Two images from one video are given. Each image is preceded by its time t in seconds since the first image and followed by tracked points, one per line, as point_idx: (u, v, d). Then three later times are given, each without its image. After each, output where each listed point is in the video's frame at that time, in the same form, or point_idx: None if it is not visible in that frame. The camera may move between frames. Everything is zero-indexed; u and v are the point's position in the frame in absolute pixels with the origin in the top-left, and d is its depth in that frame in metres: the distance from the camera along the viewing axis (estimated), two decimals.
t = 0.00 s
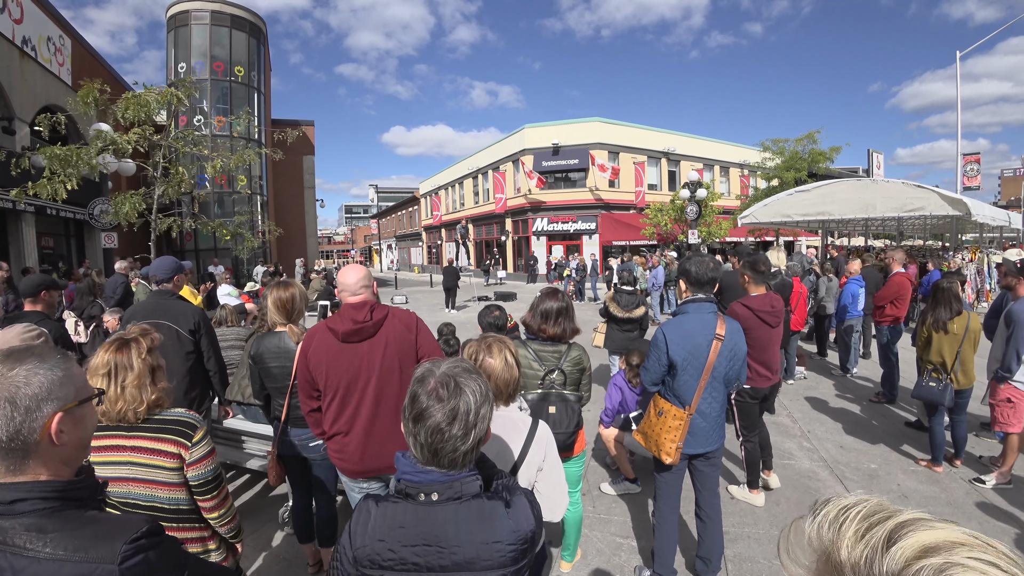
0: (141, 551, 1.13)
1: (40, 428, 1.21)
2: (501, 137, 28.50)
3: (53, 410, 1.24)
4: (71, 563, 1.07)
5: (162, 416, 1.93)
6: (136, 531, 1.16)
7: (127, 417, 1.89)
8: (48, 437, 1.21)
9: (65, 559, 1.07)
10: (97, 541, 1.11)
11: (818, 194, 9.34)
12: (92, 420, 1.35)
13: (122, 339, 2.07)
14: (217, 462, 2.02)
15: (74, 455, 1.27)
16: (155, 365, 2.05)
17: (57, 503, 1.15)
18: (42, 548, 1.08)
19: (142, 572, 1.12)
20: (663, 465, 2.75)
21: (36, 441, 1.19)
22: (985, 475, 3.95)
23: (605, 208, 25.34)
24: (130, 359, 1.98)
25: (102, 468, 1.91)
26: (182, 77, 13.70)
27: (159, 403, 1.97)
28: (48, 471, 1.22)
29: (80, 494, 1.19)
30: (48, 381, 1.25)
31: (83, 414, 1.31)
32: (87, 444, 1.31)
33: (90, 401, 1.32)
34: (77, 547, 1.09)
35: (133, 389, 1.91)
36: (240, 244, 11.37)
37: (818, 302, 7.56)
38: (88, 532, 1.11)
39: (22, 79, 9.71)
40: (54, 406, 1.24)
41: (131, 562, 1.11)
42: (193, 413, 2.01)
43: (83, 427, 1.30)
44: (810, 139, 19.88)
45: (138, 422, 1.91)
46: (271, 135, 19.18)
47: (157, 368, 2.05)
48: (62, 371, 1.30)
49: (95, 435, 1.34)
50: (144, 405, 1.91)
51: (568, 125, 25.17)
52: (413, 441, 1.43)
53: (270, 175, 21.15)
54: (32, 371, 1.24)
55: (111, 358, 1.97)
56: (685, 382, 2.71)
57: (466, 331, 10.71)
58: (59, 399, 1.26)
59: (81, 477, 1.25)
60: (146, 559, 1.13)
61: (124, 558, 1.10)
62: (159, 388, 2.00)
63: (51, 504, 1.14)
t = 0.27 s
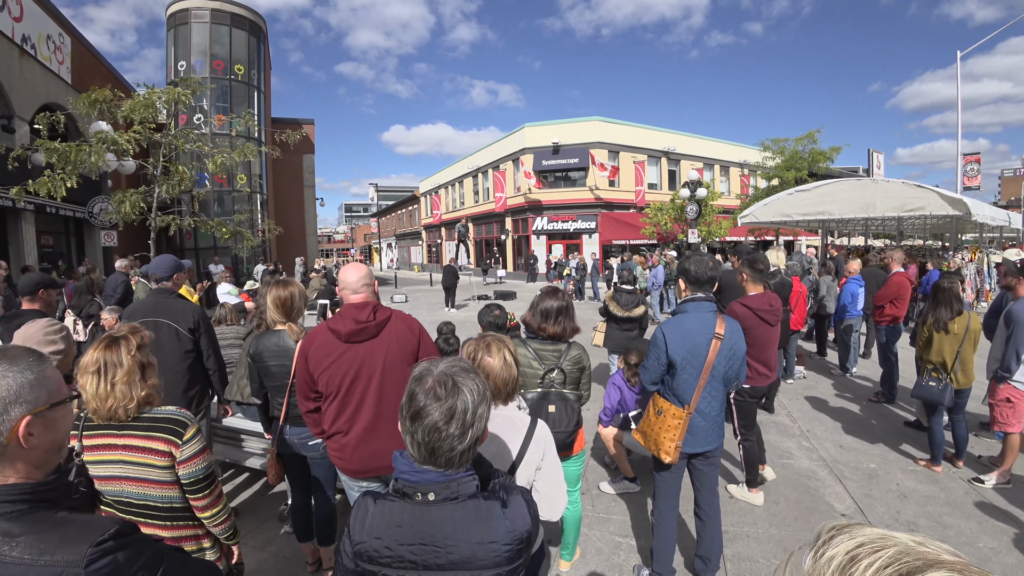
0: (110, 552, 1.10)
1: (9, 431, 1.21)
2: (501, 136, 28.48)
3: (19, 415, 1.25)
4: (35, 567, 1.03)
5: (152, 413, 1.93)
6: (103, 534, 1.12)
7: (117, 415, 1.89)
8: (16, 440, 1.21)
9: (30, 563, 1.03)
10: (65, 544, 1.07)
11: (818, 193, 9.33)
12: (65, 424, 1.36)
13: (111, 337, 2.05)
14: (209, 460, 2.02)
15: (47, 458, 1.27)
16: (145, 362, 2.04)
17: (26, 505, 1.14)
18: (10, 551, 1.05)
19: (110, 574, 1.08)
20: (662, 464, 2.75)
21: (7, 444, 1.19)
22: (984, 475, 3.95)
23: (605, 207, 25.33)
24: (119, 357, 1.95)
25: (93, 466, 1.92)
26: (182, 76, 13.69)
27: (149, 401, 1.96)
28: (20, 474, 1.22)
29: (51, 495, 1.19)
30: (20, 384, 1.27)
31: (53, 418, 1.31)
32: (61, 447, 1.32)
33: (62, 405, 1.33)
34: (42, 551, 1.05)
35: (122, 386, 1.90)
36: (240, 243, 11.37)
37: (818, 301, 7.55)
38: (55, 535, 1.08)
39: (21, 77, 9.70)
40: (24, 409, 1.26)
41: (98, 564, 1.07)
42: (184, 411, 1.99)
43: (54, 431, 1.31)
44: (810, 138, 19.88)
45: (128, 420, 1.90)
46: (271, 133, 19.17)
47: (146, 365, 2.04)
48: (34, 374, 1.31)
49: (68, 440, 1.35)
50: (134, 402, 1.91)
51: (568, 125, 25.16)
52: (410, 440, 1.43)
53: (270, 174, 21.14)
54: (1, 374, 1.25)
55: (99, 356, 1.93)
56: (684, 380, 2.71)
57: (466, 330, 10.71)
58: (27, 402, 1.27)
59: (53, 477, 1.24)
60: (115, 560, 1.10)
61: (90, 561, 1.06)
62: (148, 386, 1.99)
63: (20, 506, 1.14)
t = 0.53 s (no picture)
0: (88, 546, 1.09)
1: None
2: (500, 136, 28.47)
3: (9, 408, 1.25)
4: (12, 556, 1.03)
5: (146, 412, 1.92)
6: (82, 527, 1.11)
7: (112, 415, 1.89)
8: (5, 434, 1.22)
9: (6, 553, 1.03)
10: (42, 536, 1.07)
11: (816, 192, 9.34)
12: (58, 421, 1.36)
13: (102, 337, 2.03)
14: (204, 460, 2.01)
15: (37, 452, 1.28)
16: (139, 362, 2.03)
17: (12, 497, 1.14)
18: None
19: (83, 569, 1.07)
20: (660, 463, 2.75)
21: None
22: (982, 474, 3.96)
23: (604, 206, 25.33)
24: (111, 357, 1.94)
25: (90, 468, 1.92)
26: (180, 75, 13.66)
27: (144, 401, 1.96)
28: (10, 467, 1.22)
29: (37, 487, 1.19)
30: (12, 378, 1.28)
31: (43, 414, 1.32)
32: (52, 443, 1.31)
33: (54, 402, 1.34)
34: (20, 541, 1.05)
35: (116, 386, 1.90)
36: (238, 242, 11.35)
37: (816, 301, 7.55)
38: (35, 527, 1.08)
39: (18, 76, 9.67)
40: (13, 404, 1.26)
41: (75, 557, 1.06)
42: (179, 410, 1.99)
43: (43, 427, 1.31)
44: (809, 138, 19.90)
45: (122, 420, 1.90)
46: (270, 132, 19.14)
47: (140, 364, 2.04)
48: (27, 370, 1.32)
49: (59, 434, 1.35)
50: (128, 402, 1.91)
51: (567, 124, 25.14)
52: (407, 441, 1.42)
53: (268, 173, 21.11)
54: None
55: (91, 358, 1.92)
56: (683, 379, 2.71)
57: (464, 329, 10.70)
58: (17, 397, 1.27)
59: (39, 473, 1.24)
60: (92, 555, 1.09)
61: (65, 552, 1.06)
62: (143, 385, 1.99)
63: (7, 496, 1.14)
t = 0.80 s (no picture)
0: (65, 539, 1.10)
1: None
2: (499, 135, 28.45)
3: None
4: None
5: (143, 413, 1.93)
6: (61, 521, 1.12)
7: (110, 416, 1.88)
8: None
9: None
10: (20, 526, 1.08)
11: (816, 190, 9.34)
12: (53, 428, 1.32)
13: (99, 338, 2.06)
14: (203, 459, 2.01)
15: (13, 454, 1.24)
16: (135, 363, 2.06)
17: None
18: None
19: (57, 563, 1.07)
20: (660, 461, 2.76)
21: None
22: (981, 471, 3.97)
23: (603, 205, 25.34)
24: (108, 358, 1.98)
25: (89, 469, 1.91)
26: (177, 75, 13.63)
27: (141, 401, 1.96)
28: None
29: None
30: (10, 375, 1.29)
31: (23, 419, 1.27)
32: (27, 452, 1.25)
33: (32, 409, 1.28)
34: None
35: (113, 387, 1.91)
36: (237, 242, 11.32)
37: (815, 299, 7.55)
38: (15, 517, 1.09)
39: (16, 77, 9.64)
40: None
41: (50, 549, 1.07)
42: (177, 410, 1.99)
43: (22, 433, 1.26)
44: (808, 136, 19.91)
45: (120, 421, 1.90)
46: (268, 132, 19.11)
47: (137, 365, 2.05)
48: (17, 373, 1.31)
49: (38, 444, 1.27)
50: (126, 403, 1.91)
51: (566, 123, 25.13)
52: (403, 439, 1.42)
53: (266, 173, 21.09)
54: None
55: (89, 358, 1.96)
56: (682, 377, 2.72)
57: (463, 328, 10.71)
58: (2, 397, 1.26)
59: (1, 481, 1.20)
60: (68, 548, 1.10)
61: (41, 541, 1.06)
62: (140, 386, 1.99)
63: None
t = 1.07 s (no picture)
0: (53, 545, 1.09)
1: None
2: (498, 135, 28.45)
3: None
4: None
5: (144, 413, 1.93)
6: (52, 525, 1.12)
7: (110, 416, 1.88)
8: None
9: None
10: (12, 529, 1.07)
11: (815, 190, 9.35)
12: (50, 427, 1.31)
13: (99, 338, 2.06)
14: (203, 459, 2.01)
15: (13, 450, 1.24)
16: (135, 362, 2.06)
17: None
18: None
19: (47, 568, 1.06)
20: (661, 461, 2.76)
21: None
22: (980, 471, 3.98)
23: (602, 205, 25.34)
24: (108, 358, 1.98)
25: (89, 469, 1.91)
26: (177, 75, 13.62)
27: (142, 401, 1.96)
28: None
29: None
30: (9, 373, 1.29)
31: (22, 419, 1.27)
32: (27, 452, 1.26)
33: (34, 411, 1.28)
34: None
35: (113, 387, 1.91)
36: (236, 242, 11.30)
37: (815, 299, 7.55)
38: (6, 519, 1.09)
39: (15, 77, 9.64)
40: None
41: (37, 553, 1.05)
42: (178, 410, 1.99)
43: (21, 433, 1.26)
44: (807, 135, 19.91)
45: (121, 421, 1.90)
46: (268, 132, 19.11)
47: (137, 365, 2.06)
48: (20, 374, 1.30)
49: (36, 445, 1.27)
50: (126, 403, 1.91)
51: (565, 123, 25.13)
52: (400, 436, 1.43)
53: (266, 173, 21.09)
54: None
55: (89, 358, 1.97)
56: (683, 376, 2.72)
57: (463, 328, 10.71)
58: (3, 396, 1.25)
59: None
60: (56, 554, 1.08)
61: (32, 545, 1.06)
62: (140, 386, 1.99)
63: None
